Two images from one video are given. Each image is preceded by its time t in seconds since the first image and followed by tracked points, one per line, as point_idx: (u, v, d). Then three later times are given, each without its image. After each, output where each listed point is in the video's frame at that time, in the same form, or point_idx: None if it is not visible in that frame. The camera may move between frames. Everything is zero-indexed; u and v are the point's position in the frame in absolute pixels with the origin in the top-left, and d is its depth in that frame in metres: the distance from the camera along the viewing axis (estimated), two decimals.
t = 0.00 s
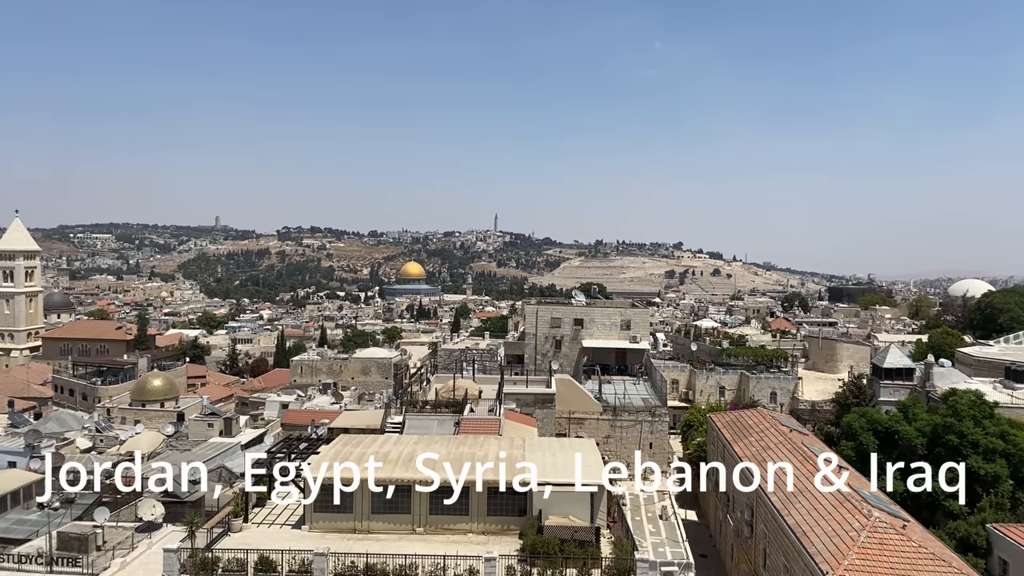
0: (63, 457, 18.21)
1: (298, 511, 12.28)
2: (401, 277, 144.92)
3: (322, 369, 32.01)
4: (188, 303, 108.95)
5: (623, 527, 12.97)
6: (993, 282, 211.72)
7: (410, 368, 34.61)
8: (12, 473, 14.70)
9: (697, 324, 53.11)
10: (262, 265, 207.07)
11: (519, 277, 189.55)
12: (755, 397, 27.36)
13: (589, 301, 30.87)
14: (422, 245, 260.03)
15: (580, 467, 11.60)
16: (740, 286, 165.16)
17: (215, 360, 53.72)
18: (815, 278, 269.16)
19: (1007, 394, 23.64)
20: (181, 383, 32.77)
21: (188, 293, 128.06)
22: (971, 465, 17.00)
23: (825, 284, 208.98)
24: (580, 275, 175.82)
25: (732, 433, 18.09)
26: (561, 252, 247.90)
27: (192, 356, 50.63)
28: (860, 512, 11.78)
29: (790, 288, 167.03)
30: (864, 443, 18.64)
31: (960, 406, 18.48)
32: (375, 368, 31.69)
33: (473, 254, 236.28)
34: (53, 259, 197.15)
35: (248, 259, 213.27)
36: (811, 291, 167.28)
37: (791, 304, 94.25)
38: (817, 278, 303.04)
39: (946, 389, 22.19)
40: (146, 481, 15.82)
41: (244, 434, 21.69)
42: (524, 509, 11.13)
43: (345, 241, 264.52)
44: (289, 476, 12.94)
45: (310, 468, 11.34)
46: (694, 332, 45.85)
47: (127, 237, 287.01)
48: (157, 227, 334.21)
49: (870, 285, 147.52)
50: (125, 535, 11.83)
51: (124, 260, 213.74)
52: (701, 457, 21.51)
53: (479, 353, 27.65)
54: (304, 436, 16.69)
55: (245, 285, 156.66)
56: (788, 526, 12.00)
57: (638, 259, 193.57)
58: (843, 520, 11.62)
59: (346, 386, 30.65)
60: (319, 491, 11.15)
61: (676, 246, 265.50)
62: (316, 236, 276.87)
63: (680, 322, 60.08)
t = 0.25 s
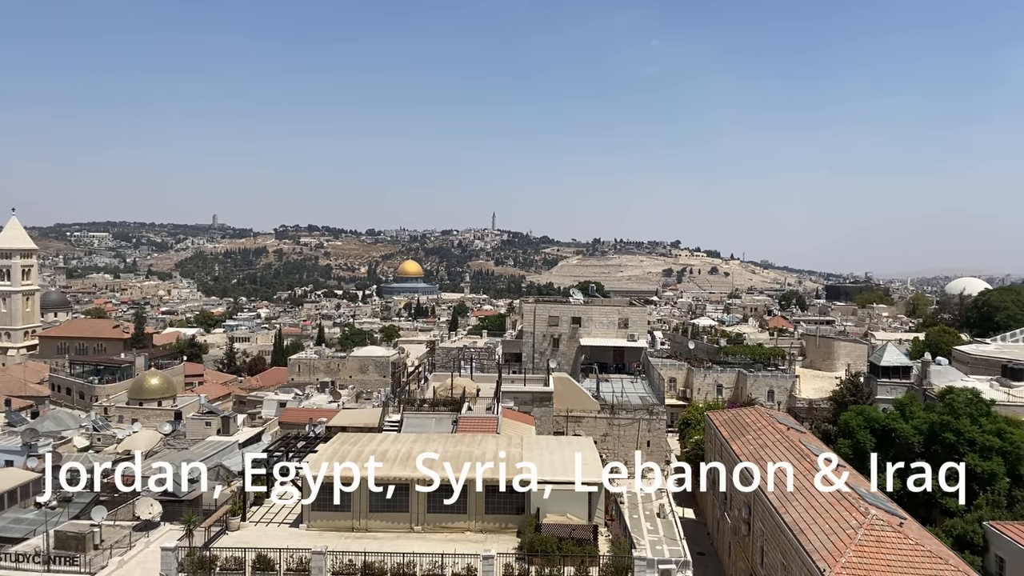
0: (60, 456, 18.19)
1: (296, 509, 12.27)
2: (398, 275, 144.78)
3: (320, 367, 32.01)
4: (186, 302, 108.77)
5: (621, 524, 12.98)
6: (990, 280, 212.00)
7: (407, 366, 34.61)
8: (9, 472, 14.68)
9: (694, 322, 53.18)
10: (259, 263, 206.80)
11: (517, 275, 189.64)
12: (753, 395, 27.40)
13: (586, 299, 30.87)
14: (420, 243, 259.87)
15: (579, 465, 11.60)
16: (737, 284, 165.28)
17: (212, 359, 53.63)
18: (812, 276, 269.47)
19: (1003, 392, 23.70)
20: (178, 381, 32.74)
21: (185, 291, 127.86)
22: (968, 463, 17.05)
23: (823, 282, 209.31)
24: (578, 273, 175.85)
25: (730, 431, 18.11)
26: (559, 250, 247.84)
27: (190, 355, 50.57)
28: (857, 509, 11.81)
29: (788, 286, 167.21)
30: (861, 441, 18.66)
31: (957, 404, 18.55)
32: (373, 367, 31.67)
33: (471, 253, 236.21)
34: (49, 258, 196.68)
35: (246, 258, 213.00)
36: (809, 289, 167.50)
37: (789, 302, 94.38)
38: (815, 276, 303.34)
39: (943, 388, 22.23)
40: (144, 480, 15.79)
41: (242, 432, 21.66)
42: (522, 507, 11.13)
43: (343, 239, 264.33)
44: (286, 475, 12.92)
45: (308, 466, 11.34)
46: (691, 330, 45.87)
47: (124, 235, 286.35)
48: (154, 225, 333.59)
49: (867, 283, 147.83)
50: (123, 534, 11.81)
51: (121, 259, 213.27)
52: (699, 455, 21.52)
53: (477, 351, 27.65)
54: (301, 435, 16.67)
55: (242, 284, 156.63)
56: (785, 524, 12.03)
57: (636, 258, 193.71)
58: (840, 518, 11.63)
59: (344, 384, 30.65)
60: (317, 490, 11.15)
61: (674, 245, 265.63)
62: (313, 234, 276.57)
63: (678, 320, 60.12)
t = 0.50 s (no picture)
0: (59, 453, 18.19)
1: (295, 507, 12.27)
2: (398, 272, 144.72)
3: (319, 365, 32.06)
4: (185, 299, 108.80)
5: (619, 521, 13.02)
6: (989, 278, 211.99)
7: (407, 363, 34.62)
8: (8, 469, 14.68)
9: (693, 320, 53.23)
10: (258, 261, 206.73)
11: (516, 273, 189.74)
12: (752, 392, 27.42)
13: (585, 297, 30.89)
14: (419, 241, 259.83)
15: (578, 463, 11.63)
16: (737, 282, 165.33)
17: (211, 356, 53.63)
18: (811, 273, 269.52)
19: (1002, 389, 23.72)
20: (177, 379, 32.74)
21: (184, 289, 127.79)
22: (966, 460, 17.08)
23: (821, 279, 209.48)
24: (577, 271, 175.84)
25: (729, 429, 18.14)
26: (558, 248, 247.69)
27: (189, 353, 50.57)
28: (856, 506, 11.84)
29: (787, 284, 167.28)
30: (860, 438, 18.70)
31: (955, 401, 18.56)
32: (372, 364, 31.68)
33: (470, 250, 236.11)
34: (48, 255, 196.44)
35: (244, 255, 212.86)
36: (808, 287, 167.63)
37: (788, 300, 94.46)
38: (813, 274, 303.35)
39: (941, 385, 22.25)
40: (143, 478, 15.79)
41: (241, 430, 21.66)
42: (521, 504, 11.15)
43: (342, 237, 264.30)
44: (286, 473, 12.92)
45: (308, 464, 11.36)
46: (690, 327, 45.88)
47: (123, 232, 286.11)
48: (153, 223, 333.34)
49: (867, 280, 147.77)
50: (123, 532, 11.82)
51: (120, 256, 213.08)
52: (698, 453, 21.55)
53: (476, 349, 27.65)
54: (300, 432, 16.66)
55: (241, 281, 156.52)
56: (783, 521, 12.05)
57: (636, 255, 193.69)
58: (839, 515, 11.64)
59: (343, 382, 30.66)
60: (317, 487, 11.15)
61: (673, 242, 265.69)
62: (312, 231, 276.45)
63: (677, 317, 60.14)
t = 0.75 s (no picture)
0: (57, 452, 18.16)
1: (294, 505, 12.27)
2: (396, 271, 144.60)
3: (317, 363, 32.09)
4: (183, 297, 108.66)
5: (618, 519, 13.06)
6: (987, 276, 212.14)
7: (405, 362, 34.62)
8: (6, 468, 14.66)
9: (692, 318, 53.23)
10: (256, 259, 206.49)
11: (514, 271, 189.72)
12: (750, 390, 27.47)
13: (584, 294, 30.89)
14: (417, 239, 259.63)
15: (577, 461, 11.65)
16: (735, 281, 165.39)
17: (209, 355, 53.57)
18: (809, 271, 269.67)
19: (999, 387, 23.78)
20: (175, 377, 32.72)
21: (182, 287, 127.58)
22: (964, 459, 17.09)
23: (820, 278, 209.74)
24: (576, 269, 175.81)
25: (727, 427, 18.16)
26: (556, 247, 247.57)
27: (187, 351, 50.52)
28: (854, 504, 11.85)
29: (785, 282, 167.31)
30: (858, 437, 18.75)
31: (953, 399, 18.59)
32: (370, 363, 31.68)
33: (469, 249, 235.96)
34: (46, 253, 196.07)
35: (242, 254, 212.61)
36: (806, 285, 167.72)
37: (786, 298, 94.56)
38: (812, 272, 303.54)
39: (939, 383, 22.28)
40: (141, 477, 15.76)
41: (239, 428, 21.63)
42: (519, 503, 11.16)
43: (340, 235, 264.06)
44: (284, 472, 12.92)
45: (306, 464, 11.36)
46: (689, 326, 45.90)
47: (121, 231, 285.63)
48: (150, 221, 332.82)
49: (865, 278, 147.95)
50: (121, 531, 11.82)
51: (118, 254, 212.69)
52: (696, 451, 21.56)
53: (474, 348, 27.65)
54: (299, 430, 16.64)
55: (239, 280, 156.27)
56: (782, 520, 12.06)
57: (634, 254, 193.68)
58: (837, 514, 11.64)
59: (341, 380, 30.66)
60: (315, 486, 11.16)
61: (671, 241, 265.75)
62: (310, 230, 276.13)
63: (675, 316, 60.13)
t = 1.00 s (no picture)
0: (57, 447, 18.18)
1: (293, 501, 12.29)
2: (396, 267, 144.53)
3: (317, 359, 32.12)
4: (183, 293, 108.63)
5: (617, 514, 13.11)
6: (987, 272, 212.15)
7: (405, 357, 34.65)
8: (6, 464, 14.68)
9: (691, 314, 53.25)
10: (256, 255, 206.38)
11: (514, 267, 189.68)
12: (749, 386, 27.51)
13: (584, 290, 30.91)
14: (417, 235, 259.48)
15: (576, 458, 11.67)
16: (735, 277, 165.43)
17: (208, 351, 53.59)
18: (809, 267, 269.66)
19: (998, 383, 23.79)
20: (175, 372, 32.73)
21: (181, 283, 127.50)
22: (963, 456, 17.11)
23: (819, 274, 209.78)
24: (575, 265, 175.78)
25: (726, 423, 18.18)
26: (556, 243, 247.51)
27: (187, 347, 50.55)
28: (852, 500, 11.87)
29: (785, 278, 167.31)
30: (856, 433, 18.79)
31: (952, 395, 18.60)
32: (370, 359, 31.70)
33: (468, 245, 235.88)
34: (45, 249, 195.97)
35: (242, 250, 212.50)
36: (806, 281, 167.68)
37: (786, 294, 94.58)
38: (811, 267, 303.61)
39: (938, 379, 22.29)
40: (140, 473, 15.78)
41: (239, 424, 21.67)
42: (519, 498, 11.18)
43: (340, 231, 263.99)
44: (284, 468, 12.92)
45: (306, 461, 11.36)
46: (688, 322, 45.91)
47: (120, 227, 285.40)
48: (150, 217, 332.58)
49: (865, 274, 148.06)
50: (121, 526, 11.84)
51: (117, 250, 212.56)
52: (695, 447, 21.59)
53: (474, 344, 27.67)
54: (299, 426, 16.68)
55: (239, 275, 156.34)
56: (781, 516, 12.07)
57: (634, 250, 193.67)
58: (836, 509, 11.65)
59: (341, 376, 30.70)
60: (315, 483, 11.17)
61: (670, 237, 265.67)
62: (310, 226, 275.92)
63: (675, 312, 60.12)
